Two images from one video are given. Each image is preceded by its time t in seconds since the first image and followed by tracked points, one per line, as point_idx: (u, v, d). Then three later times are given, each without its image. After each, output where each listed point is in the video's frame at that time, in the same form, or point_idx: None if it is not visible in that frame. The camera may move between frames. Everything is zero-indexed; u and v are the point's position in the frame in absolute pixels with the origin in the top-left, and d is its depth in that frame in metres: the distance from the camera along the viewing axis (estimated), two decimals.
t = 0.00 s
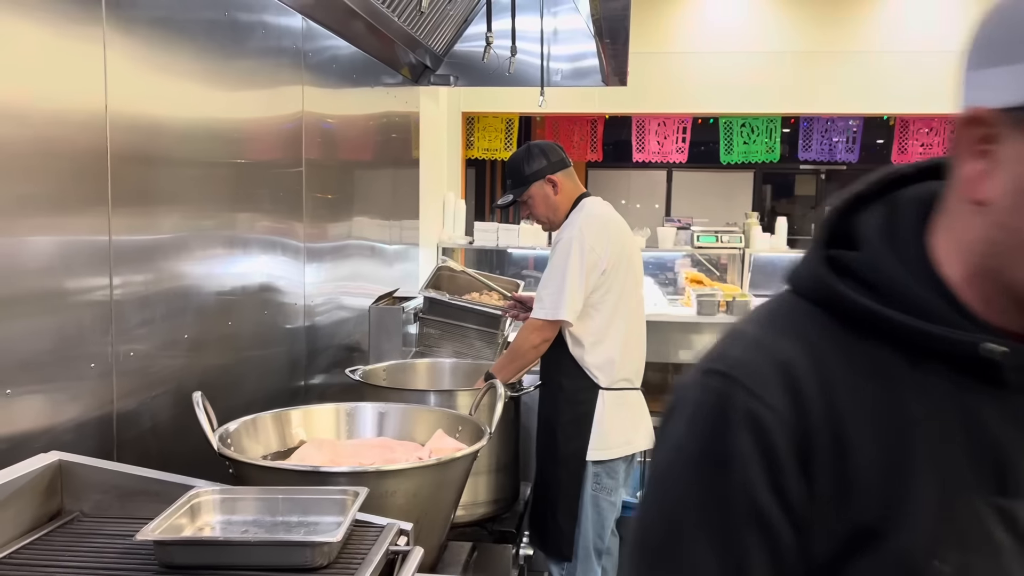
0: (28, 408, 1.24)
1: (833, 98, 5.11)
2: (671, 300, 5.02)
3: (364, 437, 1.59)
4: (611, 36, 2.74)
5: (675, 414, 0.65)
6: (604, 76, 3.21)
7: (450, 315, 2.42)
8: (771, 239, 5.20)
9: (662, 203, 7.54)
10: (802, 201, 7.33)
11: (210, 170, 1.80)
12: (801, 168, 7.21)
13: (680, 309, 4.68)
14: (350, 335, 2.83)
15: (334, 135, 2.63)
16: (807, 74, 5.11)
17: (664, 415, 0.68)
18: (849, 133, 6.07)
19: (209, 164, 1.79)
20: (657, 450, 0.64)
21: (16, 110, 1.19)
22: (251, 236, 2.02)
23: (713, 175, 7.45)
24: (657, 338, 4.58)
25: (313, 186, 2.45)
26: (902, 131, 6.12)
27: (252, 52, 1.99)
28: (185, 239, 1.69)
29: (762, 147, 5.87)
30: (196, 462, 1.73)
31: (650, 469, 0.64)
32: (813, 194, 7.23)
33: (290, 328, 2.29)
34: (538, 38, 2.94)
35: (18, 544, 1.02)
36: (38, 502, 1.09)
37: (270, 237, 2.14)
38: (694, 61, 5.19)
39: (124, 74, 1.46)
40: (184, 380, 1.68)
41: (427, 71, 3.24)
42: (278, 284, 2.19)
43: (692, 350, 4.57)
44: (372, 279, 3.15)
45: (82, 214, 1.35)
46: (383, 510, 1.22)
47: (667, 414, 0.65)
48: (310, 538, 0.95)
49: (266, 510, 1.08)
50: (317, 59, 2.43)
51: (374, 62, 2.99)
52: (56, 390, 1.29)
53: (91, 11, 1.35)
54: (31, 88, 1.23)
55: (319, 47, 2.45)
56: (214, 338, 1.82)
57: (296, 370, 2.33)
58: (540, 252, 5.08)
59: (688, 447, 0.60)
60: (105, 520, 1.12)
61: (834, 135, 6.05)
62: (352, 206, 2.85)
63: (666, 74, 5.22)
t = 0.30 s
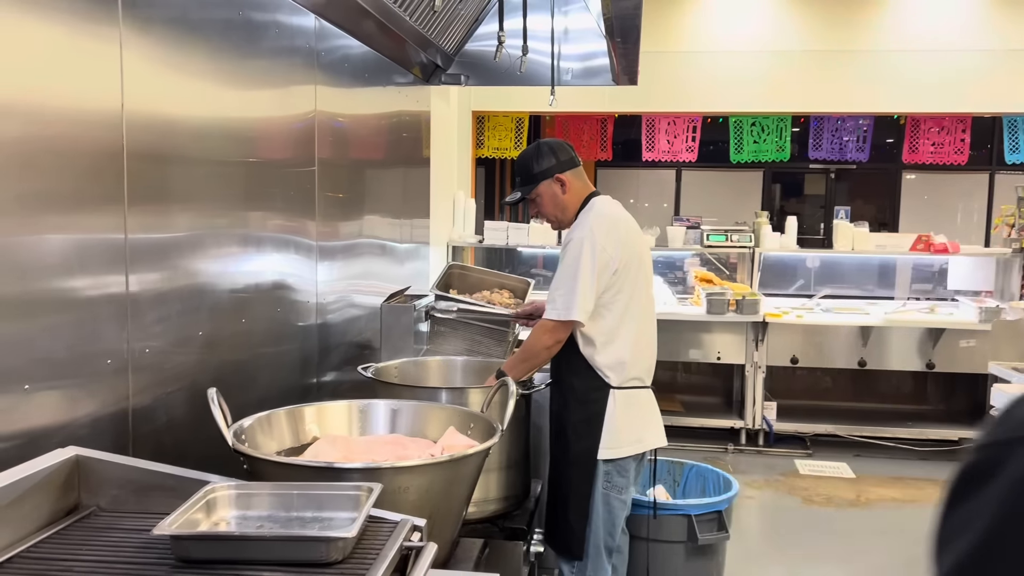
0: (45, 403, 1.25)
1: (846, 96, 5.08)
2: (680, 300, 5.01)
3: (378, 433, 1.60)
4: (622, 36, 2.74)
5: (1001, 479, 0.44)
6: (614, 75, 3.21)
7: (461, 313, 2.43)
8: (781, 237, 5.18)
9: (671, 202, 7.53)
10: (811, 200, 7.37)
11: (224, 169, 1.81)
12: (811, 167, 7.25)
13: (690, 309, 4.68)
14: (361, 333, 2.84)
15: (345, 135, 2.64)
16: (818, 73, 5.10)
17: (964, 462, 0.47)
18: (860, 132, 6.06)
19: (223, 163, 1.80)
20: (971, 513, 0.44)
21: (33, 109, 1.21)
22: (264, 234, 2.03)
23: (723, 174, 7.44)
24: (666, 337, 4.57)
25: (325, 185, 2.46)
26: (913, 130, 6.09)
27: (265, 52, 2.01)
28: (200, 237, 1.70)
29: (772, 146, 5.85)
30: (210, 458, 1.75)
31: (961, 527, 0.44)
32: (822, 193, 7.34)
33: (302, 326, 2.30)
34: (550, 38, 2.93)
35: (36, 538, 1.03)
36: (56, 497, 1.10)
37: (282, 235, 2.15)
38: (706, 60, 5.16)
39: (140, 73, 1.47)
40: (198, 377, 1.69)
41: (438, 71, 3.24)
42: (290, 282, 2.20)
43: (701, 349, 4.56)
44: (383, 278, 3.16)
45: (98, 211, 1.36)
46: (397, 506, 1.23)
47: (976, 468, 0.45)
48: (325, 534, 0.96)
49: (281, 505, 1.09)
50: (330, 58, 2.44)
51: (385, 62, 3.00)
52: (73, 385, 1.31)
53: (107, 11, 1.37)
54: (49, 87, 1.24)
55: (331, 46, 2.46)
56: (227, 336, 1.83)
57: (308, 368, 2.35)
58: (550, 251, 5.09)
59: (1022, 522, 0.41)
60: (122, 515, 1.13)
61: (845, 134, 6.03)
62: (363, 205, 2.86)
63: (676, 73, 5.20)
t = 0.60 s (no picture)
0: (59, 398, 1.25)
1: (861, 92, 5.06)
2: (691, 297, 5.00)
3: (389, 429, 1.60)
4: (634, 32, 2.73)
5: None
6: (625, 71, 3.20)
7: (471, 309, 2.43)
8: (792, 234, 5.13)
9: (681, 199, 7.52)
10: (822, 197, 7.35)
11: (236, 166, 1.81)
12: (822, 165, 7.26)
13: (700, 306, 4.66)
14: (372, 329, 2.85)
15: (356, 132, 2.64)
16: (832, 69, 5.08)
17: None
18: (872, 129, 6.03)
19: (235, 160, 1.81)
20: None
21: (48, 107, 1.21)
22: (275, 231, 2.03)
23: (733, 171, 7.41)
24: (677, 334, 4.57)
25: (335, 182, 2.46)
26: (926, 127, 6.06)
27: (277, 49, 2.01)
28: (212, 233, 1.71)
29: (783, 143, 5.83)
30: (222, 453, 1.75)
31: None
32: (834, 190, 7.30)
33: (314, 322, 2.30)
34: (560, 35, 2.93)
35: (52, 532, 1.04)
36: (71, 491, 1.11)
37: (293, 232, 2.15)
38: (719, 56, 5.15)
39: (155, 71, 1.48)
40: (211, 372, 1.70)
41: (449, 67, 3.24)
42: (301, 279, 2.20)
43: (711, 347, 4.55)
44: (394, 275, 3.17)
45: (113, 207, 1.37)
46: (410, 502, 1.23)
47: None
48: (338, 529, 0.96)
49: (294, 501, 1.10)
50: (341, 55, 2.45)
51: (396, 59, 3.00)
52: (88, 380, 1.31)
53: (121, 8, 1.37)
54: (64, 84, 1.25)
55: (343, 43, 2.46)
56: (240, 332, 1.84)
57: (320, 364, 2.35)
58: (560, 248, 5.09)
59: None
60: (136, 509, 1.13)
61: (857, 131, 5.99)
62: (374, 203, 2.87)
63: (690, 70, 5.19)
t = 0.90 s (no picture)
0: (75, 391, 1.26)
1: (874, 87, 5.04)
2: (702, 292, 4.99)
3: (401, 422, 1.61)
4: (646, 27, 2.72)
5: None
6: (637, 65, 3.19)
7: (482, 303, 2.44)
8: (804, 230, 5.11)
9: (691, 194, 7.50)
10: (834, 193, 7.30)
11: (249, 160, 1.82)
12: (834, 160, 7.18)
13: (710, 301, 4.65)
14: (383, 323, 2.86)
15: (367, 127, 2.64)
16: (845, 64, 5.06)
17: None
18: (884, 124, 6.00)
19: (249, 154, 1.81)
20: None
21: (64, 102, 1.22)
22: (288, 226, 2.04)
23: (744, 166, 7.39)
24: (688, 330, 4.55)
25: (347, 178, 2.47)
26: (939, 122, 6.02)
27: (290, 44, 2.01)
28: (226, 228, 1.71)
29: (795, 137, 5.80)
30: (236, 446, 1.76)
31: None
32: (845, 185, 7.25)
33: (326, 316, 2.31)
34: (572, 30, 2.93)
35: (70, 523, 1.05)
36: (88, 483, 1.12)
37: (306, 226, 2.16)
38: (731, 51, 5.14)
39: (169, 66, 1.49)
40: (225, 366, 1.71)
41: (460, 62, 3.24)
42: (314, 274, 2.21)
43: (722, 342, 4.54)
44: (405, 270, 3.17)
45: (128, 203, 1.37)
46: (423, 496, 1.23)
47: None
48: (353, 521, 0.97)
49: (308, 493, 1.10)
50: (353, 50, 2.45)
51: (408, 53, 3.00)
52: (104, 373, 1.32)
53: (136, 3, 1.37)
54: (80, 80, 1.25)
55: (355, 38, 2.47)
56: (253, 326, 1.85)
57: (332, 358, 2.36)
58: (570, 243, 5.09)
59: None
60: (152, 501, 1.14)
61: (869, 126, 5.96)
62: (385, 198, 2.87)
63: (703, 65, 5.17)
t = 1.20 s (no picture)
0: (87, 383, 1.26)
1: (883, 79, 5.01)
2: (712, 285, 4.97)
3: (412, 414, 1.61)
4: (657, 18, 2.70)
5: None
6: (648, 58, 3.17)
7: (491, 296, 2.43)
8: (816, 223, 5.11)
9: (701, 188, 7.48)
10: (845, 186, 7.26)
11: (259, 153, 1.82)
12: (845, 153, 7.17)
13: (720, 295, 4.63)
14: (393, 317, 2.86)
15: (377, 120, 2.64)
16: (855, 56, 5.03)
17: None
18: (897, 116, 5.96)
19: (258, 147, 1.81)
20: None
21: (75, 96, 1.22)
22: (297, 220, 2.04)
23: (755, 159, 7.35)
24: (698, 323, 4.54)
25: (356, 171, 2.46)
26: (952, 114, 5.98)
27: (300, 38, 2.01)
28: (236, 221, 1.71)
29: (806, 130, 5.75)
30: (247, 437, 1.77)
31: None
32: (857, 179, 7.21)
33: (336, 309, 2.31)
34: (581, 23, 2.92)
35: (82, 513, 1.05)
36: (100, 474, 1.12)
37: (315, 219, 2.16)
38: (740, 42, 5.10)
39: (179, 59, 1.49)
40: (235, 358, 1.71)
41: (469, 54, 3.23)
42: (323, 267, 2.21)
43: (733, 336, 4.52)
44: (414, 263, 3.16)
45: (139, 195, 1.38)
46: (433, 487, 1.23)
47: None
48: (363, 512, 0.97)
49: (319, 484, 1.10)
50: (363, 43, 2.44)
51: (417, 46, 2.98)
52: (115, 365, 1.33)
53: None
54: (90, 72, 1.25)
55: (365, 31, 2.46)
56: (263, 318, 1.85)
57: (342, 350, 2.36)
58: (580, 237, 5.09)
59: None
60: (163, 491, 1.14)
61: (882, 118, 5.91)
62: (394, 191, 2.86)
63: (711, 57, 5.15)
